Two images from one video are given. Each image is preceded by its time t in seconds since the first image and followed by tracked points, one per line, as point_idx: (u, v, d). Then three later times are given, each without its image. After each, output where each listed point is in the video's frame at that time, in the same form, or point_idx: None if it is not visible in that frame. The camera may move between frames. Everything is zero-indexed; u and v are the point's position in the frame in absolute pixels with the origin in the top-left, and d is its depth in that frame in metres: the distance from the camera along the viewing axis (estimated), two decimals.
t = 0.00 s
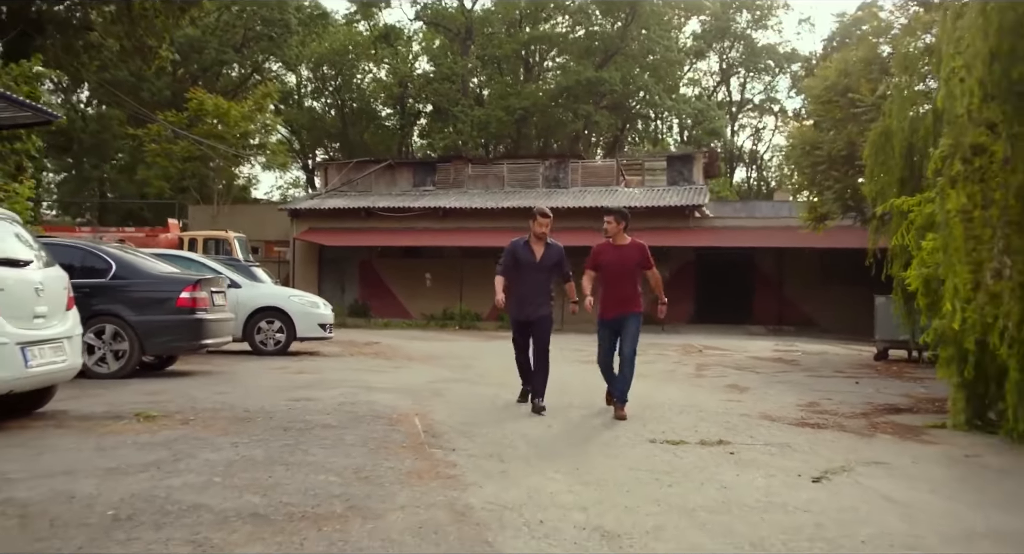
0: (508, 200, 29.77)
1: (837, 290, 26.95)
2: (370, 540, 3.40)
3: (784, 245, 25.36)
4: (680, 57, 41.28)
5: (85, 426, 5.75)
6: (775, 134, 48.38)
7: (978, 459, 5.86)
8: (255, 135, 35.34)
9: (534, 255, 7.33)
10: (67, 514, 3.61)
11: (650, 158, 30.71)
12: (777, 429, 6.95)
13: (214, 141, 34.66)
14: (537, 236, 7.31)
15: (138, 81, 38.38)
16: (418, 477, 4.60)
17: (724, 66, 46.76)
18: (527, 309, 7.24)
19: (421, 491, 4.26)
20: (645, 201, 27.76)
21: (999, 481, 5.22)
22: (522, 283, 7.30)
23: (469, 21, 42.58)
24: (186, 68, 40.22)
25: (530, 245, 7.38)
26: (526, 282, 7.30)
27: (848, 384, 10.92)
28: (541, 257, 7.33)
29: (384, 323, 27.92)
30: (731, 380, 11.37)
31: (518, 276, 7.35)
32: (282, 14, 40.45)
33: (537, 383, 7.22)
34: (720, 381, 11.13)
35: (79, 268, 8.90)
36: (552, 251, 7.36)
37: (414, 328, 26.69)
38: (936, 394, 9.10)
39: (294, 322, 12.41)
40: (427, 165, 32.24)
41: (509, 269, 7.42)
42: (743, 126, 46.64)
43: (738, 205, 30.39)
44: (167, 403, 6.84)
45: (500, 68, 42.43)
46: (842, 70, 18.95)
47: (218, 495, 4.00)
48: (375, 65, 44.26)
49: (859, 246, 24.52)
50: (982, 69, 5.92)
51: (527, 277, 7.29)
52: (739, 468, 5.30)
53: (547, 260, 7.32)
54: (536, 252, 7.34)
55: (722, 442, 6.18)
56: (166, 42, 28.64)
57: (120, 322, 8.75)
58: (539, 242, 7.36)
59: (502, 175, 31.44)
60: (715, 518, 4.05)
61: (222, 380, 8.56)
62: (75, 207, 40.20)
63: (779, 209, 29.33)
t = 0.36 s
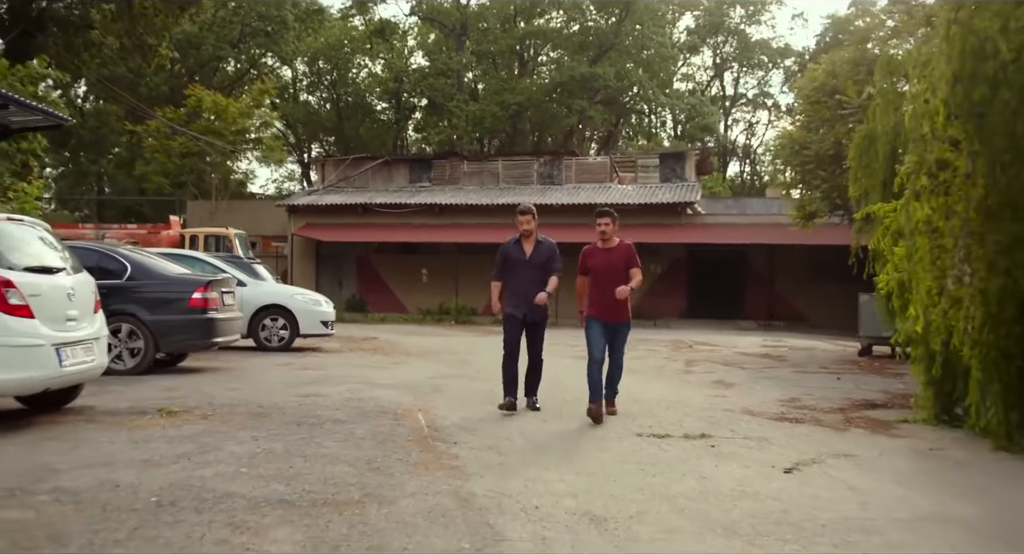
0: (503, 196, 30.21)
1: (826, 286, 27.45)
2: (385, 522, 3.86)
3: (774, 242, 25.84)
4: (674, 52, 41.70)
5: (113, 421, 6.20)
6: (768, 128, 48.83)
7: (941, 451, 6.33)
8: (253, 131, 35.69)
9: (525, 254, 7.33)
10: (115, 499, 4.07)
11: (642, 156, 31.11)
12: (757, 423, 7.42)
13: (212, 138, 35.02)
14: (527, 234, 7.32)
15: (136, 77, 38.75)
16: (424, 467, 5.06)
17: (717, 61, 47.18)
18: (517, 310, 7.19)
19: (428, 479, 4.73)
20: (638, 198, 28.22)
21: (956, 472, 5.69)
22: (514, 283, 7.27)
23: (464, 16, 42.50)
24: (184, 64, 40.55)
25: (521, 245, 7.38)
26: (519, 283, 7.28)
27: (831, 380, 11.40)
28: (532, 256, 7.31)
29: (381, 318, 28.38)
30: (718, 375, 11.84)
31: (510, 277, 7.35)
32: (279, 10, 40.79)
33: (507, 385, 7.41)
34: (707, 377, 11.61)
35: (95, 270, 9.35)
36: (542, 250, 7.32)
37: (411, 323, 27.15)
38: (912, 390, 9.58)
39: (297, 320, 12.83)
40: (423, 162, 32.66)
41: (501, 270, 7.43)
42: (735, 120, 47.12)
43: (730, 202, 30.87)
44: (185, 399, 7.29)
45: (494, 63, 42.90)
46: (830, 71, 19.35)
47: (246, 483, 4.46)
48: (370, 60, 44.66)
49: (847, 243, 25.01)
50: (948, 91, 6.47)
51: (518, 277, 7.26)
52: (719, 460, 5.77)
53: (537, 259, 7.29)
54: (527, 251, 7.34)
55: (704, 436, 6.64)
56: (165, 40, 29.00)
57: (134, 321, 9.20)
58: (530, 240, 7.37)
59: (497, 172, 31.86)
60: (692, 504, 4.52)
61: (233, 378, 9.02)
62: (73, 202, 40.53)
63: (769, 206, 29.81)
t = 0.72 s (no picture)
0: (502, 189, 30.66)
1: (819, 279, 27.96)
2: (394, 503, 4.32)
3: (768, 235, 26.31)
4: (672, 44, 42.14)
5: (137, 413, 6.66)
6: (766, 119, 49.28)
7: (908, 441, 6.80)
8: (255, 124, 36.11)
9: (510, 249, 7.27)
10: (152, 483, 4.53)
11: (640, 149, 31.51)
12: (740, 414, 7.89)
13: (214, 131, 35.46)
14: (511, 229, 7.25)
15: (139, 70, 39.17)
16: (427, 455, 5.51)
17: (716, 52, 47.61)
18: (506, 304, 7.22)
19: (430, 466, 5.18)
20: (634, 192, 28.68)
21: (918, 461, 6.15)
22: (501, 278, 7.25)
23: (464, 8, 42.94)
24: (186, 57, 40.96)
25: (507, 239, 7.32)
26: (506, 279, 7.25)
27: (816, 372, 11.87)
28: (516, 250, 7.26)
29: (382, 309, 28.86)
30: (707, 368, 12.31)
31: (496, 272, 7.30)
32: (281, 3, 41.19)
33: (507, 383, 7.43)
34: (697, 370, 12.09)
35: (113, 268, 9.80)
36: (528, 243, 7.26)
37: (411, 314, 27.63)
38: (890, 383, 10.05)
39: (302, 313, 13.29)
40: (423, 155, 33.07)
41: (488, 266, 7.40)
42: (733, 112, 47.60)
43: (725, 195, 31.34)
44: (202, 391, 7.76)
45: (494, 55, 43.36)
46: (823, 70, 19.51)
47: (267, 469, 4.93)
48: (371, 52, 45.09)
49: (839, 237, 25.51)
50: (916, 104, 6.92)
51: (506, 272, 7.25)
52: (700, 449, 6.24)
53: (522, 253, 7.24)
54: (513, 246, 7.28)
55: (688, 426, 7.12)
56: (168, 35, 29.39)
57: (151, 317, 9.66)
58: (514, 234, 7.29)
59: (496, 165, 32.31)
60: (672, 489, 4.96)
61: (244, 371, 9.49)
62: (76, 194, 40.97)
63: (764, 199, 30.28)
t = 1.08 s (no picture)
0: (506, 182, 31.06)
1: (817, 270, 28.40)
2: (400, 486, 4.79)
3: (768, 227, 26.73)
4: (676, 35, 42.38)
5: (159, 403, 7.14)
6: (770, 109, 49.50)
7: (882, 432, 7.25)
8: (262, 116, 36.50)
9: (511, 256, 7.27)
10: (180, 467, 5.01)
11: (642, 142, 31.85)
12: (728, 406, 8.33)
13: (222, 124, 35.86)
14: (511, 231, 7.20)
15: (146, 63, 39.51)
16: (430, 442, 5.98)
17: (721, 42, 47.79)
18: (504, 307, 7.16)
19: (434, 453, 5.65)
20: (636, 185, 29.10)
21: (889, 450, 6.61)
22: (501, 281, 7.21)
23: None
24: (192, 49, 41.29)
25: (507, 244, 7.32)
26: (504, 281, 7.20)
27: (807, 364, 12.30)
28: (518, 257, 7.26)
29: (387, 300, 29.33)
30: (702, 360, 12.75)
31: (494, 277, 7.25)
32: None
33: (513, 387, 7.20)
34: (691, 361, 12.53)
35: (132, 265, 10.26)
36: (528, 251, 7.31)
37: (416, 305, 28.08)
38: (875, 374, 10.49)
39: (311, 306, 13.74)
40: (428, 148, 33.45)
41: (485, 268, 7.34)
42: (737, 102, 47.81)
43: (727, 188, 31.73)
44: (219, 383, 8.23)
45: (499, 46, 43.63)
46: (820, 67, 19.65)
47: (283, 455, 5.40)
48: (376, 43, 45.38)
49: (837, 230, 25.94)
50: (889, 115, 7.39)
51: (505, 276, 7.21)
52: (685, 437, 6.69)
53: (523, 261, 7.26)
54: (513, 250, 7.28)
55: (676, 416, 7.57)
56: (176, 28, 29.81)
57: (168, 311, 10.13)
58: (515, 240, 7.30)
59: (500, 158, 32.72)
60: (653, 474, 5.42)
61: (257, 363, 9.95)
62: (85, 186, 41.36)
63: (764, 192, 30.68)
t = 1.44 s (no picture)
0: (515, 175, 31.49)
1: (822, 263, 28.82)
2: (406, 470, 5.26)
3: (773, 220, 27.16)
4: (687, 26, 42.74)
5: (183, 393, 7.62)
6: (781, 99, 49.76)
7: (862, 423, 7.68)
8: (275, 110, 37.04)
9: (508, 253, 7.15)
10: (205, 452, 5.49)
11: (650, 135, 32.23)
12: (719, 396, 8.78)
13: (235, 117, 36.43)
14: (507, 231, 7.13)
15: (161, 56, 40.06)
16: (434, 431, 6.45)
17: (732, 33, 48.07)
18: (499, 308, 7.08)
19: (437, 440, 6.12)
20: (643, 178, 29.52)
21: (865, 439, 7.05)
22: (497, 281, 7.11)
23: None
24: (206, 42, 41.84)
25: (503, 242, 7.21)
26: (502, 281, 7.11)
27: (802, 357, 12.74)
28: (514, 253, 7.15)
29: (398, 291, 29.85)
30: (701, 352, 13.21)
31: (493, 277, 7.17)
32: None
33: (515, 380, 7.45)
34: (691, 353, 12.99)
35: (153, 261, 10.76)
36: (525, 247, 7.16)
37: (427, 296, 28.59)
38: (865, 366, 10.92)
39: (324, 300, 14.22)
40: (438, 140, 33.88)
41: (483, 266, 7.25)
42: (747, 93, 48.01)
43: (733, 180, 32.12)
44: (238, 374, 8.72)
45: (510, 38, 44.07)
46: (822, 63, 19.36)
47: (299, 441, 5.88)
48: (388, 34, 45.86)
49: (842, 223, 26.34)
50: (871, 121, 7.79)
51: (502, 276, 7.10)
52: (674, 426, 7.15)
53: (520, 256, 7.12)
54: (510, 248, 7.16)
55: (668, 407, 8.02)
56: (190, 24, 30.29)
57: (189, 306, 10.61)
58: (512, 238, 7.18)
59: (509, 151, 33.15)
60: (640, 460, 5.87)
61: (273, 355, 10.44)
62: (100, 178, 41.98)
63: (771, 185, 31.03)
